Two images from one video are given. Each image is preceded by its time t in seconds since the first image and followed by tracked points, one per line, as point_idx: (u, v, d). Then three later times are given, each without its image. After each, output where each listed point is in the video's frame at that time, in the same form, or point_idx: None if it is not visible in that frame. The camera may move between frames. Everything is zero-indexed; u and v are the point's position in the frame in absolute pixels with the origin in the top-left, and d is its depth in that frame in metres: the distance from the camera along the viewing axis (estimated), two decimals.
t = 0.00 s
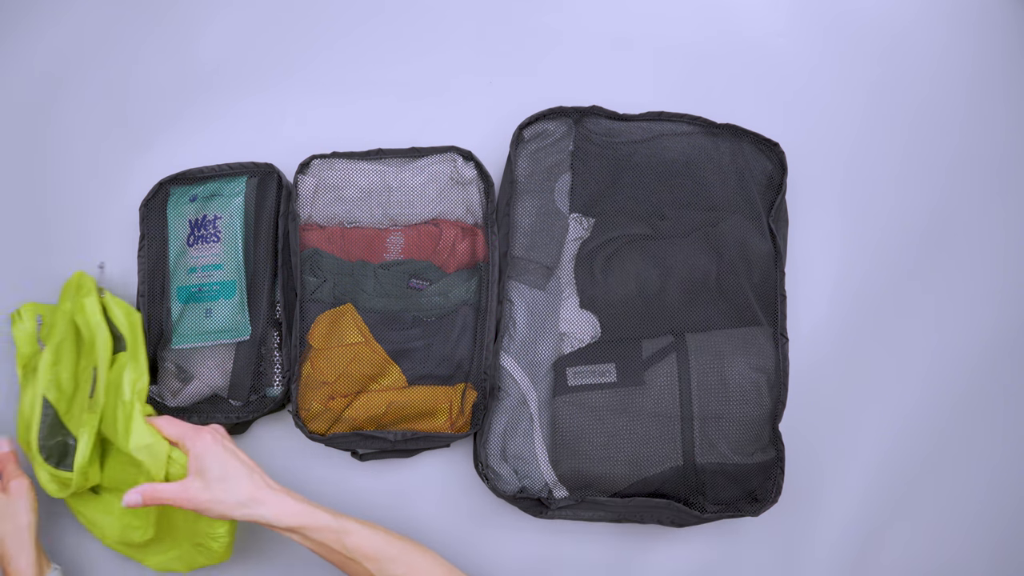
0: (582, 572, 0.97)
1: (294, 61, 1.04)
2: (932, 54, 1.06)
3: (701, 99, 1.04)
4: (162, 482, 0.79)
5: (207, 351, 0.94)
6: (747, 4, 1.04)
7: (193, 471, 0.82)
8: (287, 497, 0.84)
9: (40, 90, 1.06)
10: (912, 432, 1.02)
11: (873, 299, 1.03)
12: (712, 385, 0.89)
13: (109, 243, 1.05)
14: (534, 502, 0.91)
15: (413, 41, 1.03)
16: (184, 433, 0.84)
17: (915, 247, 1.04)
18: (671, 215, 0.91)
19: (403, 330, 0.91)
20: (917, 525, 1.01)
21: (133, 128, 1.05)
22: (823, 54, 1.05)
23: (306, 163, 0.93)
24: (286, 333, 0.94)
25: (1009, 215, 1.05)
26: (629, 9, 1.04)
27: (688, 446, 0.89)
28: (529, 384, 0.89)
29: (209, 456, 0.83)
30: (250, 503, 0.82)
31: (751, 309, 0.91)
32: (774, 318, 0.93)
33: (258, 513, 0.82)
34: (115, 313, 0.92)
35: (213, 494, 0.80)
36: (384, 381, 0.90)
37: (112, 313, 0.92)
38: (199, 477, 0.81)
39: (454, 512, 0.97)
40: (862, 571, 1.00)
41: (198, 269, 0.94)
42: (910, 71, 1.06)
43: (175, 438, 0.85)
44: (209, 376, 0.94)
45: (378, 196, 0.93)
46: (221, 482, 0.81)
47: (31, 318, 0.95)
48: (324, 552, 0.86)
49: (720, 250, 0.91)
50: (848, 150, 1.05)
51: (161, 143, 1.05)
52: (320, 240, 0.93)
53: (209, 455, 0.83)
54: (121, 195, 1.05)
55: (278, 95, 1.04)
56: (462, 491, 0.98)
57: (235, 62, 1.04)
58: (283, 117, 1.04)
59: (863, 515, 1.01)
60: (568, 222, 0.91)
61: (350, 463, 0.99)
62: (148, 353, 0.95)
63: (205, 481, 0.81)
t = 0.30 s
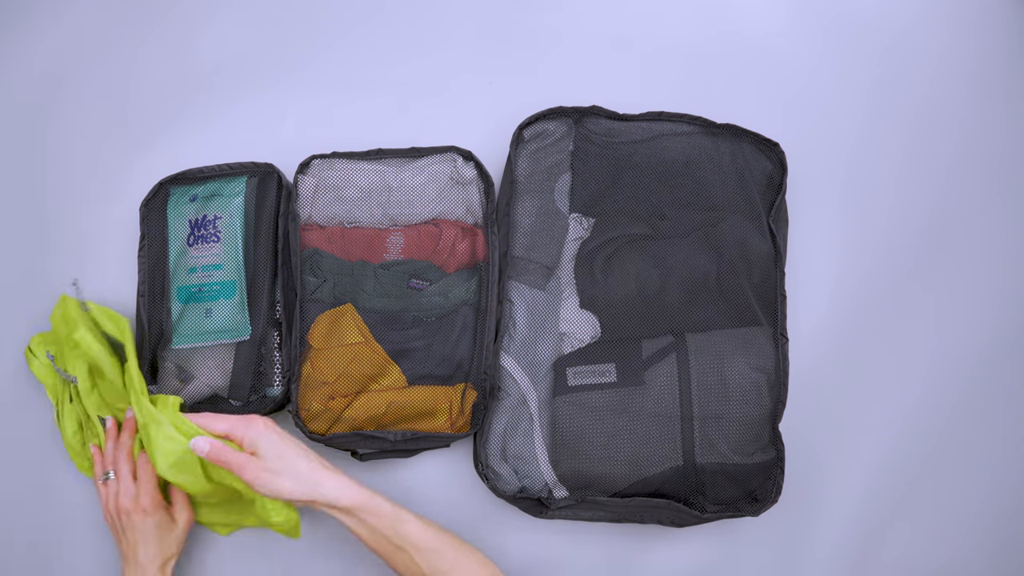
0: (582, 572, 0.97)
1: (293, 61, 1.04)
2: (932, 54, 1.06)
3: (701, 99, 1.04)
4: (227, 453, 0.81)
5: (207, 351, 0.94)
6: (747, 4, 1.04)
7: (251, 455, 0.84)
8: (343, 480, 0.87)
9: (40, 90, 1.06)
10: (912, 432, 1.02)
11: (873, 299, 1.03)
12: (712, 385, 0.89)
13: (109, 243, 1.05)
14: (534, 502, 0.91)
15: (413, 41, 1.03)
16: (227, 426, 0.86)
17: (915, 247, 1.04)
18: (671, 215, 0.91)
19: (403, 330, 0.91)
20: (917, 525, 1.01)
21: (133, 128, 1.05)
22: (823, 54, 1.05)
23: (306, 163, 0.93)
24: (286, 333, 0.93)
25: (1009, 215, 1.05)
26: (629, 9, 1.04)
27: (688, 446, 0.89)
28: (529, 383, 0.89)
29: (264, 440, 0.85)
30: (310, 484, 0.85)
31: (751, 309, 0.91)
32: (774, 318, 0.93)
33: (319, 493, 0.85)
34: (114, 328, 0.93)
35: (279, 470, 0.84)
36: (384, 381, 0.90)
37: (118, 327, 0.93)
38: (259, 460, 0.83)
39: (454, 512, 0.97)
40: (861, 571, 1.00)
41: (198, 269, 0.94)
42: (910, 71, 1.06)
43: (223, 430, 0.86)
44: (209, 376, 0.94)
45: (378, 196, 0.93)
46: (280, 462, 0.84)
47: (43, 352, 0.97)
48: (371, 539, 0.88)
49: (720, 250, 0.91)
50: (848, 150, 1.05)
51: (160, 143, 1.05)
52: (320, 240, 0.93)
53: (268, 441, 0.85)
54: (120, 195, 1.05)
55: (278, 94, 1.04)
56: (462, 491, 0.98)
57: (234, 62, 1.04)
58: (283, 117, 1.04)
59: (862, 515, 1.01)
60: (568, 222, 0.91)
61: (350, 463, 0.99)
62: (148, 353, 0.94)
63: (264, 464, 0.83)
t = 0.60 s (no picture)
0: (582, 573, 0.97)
1: (293, 61, 1.04)
2: (932, 54, 1.06)
3: (701, 99, 1.04)
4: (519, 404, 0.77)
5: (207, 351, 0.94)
6: (747, 4, 1.04)
7: (521, 417, 0.78)
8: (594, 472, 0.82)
9: (40, 90, 1.06)
10: (912, 432, 1.02)
11: (873, 299, 1.03)
12: (712, 385, 0.89)
13: (109, 243, 1.05)
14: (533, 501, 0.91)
15: (413, 41, 1.03)
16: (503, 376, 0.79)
17: (915, 247, 1.04)
18: (671, 215, 0.91)
19: (403, 330, 0.91)
20: (918, 525, 1.01)
21: (132, 128, 1.05)
22: (823, 54, 1.05)
23: (306, 163, 0.93)
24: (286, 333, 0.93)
25: (1009, 215, 1.05)
26: (629, 9, 1.04)
27: (689, 446, 0.89)
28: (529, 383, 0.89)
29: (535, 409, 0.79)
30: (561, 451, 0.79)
31: (751, 309, 0.91)
32: (774, 318, 0.93)
33: (549, 476, 0.79)
34: (53, 320, 0.92)
35: (567, 440, 0.80)
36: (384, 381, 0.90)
37: (55, 319, 0.92)
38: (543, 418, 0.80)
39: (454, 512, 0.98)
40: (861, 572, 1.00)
41: (198, 269, 0.94)
42: (910, 71, 1.06)
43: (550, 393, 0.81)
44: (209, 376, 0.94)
45: (378, 196, 0.93)
46: (569, 447, 0.80)
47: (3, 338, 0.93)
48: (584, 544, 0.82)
49: (720, 250, 0.91)
50: (848, 150, 1.05)
51: (160, 143, 1.05)
52: (320, 240, 0.93)
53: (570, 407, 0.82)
54: (120, 195, 1.05)
55: (278, 94, 1.04)
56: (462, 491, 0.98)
57: (234, 62, 1.04)
58: (283, 117, 1.04)
59: (863, 515, 1.01)
60: (568, 222, 0.91)
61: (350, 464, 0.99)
62: (148, 353, 0.94)
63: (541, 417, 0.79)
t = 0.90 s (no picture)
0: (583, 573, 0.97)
1: (293, 61, 1.04)
2: (932, 54, 1.06)
3: (701, 99, 1.04)
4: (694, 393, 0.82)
5: (207, 351, 0.95)
6: (747, 4, 1.04)
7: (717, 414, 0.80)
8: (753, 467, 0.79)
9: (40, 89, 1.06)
10: (912, 432, 1.02)
11: (873, 298, 1.03)
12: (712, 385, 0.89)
13: (108, 243, 1.05)
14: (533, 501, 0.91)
15: (413, 42, 1.03)
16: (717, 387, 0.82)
17: (915, 246, 1.04)
18: (671, 215, 0.91)
19: (403, 330, 0.91)
20: (918, 524, 1.01)
21: (132, 128, 1.05)
22: (823, 54, 1.05)
23: (306, 163, 0.93)
24: (286, 333, 0.93)
25: (1009, 215, 1.05)
26: (630, 9, 1.04)
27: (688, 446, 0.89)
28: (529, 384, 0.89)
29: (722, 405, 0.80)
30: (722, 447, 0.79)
31: (751, 309, 0.91)
32: (774, 318, 0.93)
33: (726, 497, 0.74)
34: (38, 321, 0.91)
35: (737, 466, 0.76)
36: (384, 381, 0.90)
37: (41, 320, 0.91)
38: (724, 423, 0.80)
39: (454, 512, 0.97)
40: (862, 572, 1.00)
41: (198, 269, 0.94)
42: (910, 71, 1.06)
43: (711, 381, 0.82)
44: (209, 376, 0.94)
45: (378, 195, 0.93)
46: (745, 471, 0.77)
47: None
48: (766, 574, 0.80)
49: (720, 250, 0.91)
50: (848, 150, 1.05)
51: (160, 143, 1.05)
52: (320, 240, 0.92)
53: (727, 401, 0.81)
54: (120, 195, 1.05)
55: (277, 94, 1.04)
56: (462, 491, 0.98)
57: (234, 62, 1.04)
58: (283, 117, 1.04)
59: (863, 515, 1.01)
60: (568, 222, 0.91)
61: (349, 464, 0.98)
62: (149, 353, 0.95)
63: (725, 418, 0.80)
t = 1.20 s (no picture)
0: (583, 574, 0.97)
1: (293, 61, 1.04)
2: (932, 54, 1.06)
3: (701, 99, 1.04)
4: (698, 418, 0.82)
5: (207, 351, 0.95)
6: (747, 4, 1.05)
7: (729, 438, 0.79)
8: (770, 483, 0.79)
9: (40, 89, 1.06)
10: (912, 432, 1.02)
11: (873, 298, 1.03)
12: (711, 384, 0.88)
13: (108, 243, 1.05)
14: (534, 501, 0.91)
15: (413, 42, 1.03)
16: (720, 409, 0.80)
17: (915, 246, 1.04)
18: (671, 215, 0.91)
19: (404, 330, 0.91)
20: (918, 524, 1.01)
21: (132, 128, 1.05)
22: (823, 54, 1.05)
23: (306, 163, 0.93)
24: (286, 333, 0.93)
25: (1009, 215, 1.05)
26: (630, 9, 1.04)
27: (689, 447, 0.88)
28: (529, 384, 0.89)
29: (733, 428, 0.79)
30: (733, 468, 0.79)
31: (751, 309, 0.91)
32: (774, 318, 0.93)
33: (746, 523, 0.77)
34: (39, 321, 0.91)
35: (753, 494, 0.77)
36: (384, 381, 0.90)
37: (41, 320, 0.91)
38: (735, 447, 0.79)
39: (454, 512, 0.98)
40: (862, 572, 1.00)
41: (198, 269, 0.94)
42: (910, 71, 1.06)
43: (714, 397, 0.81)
44: (209, 376, 0.94)
45: (378, 196, 0.93)
46: (764, 495, 0.78)
47: None
48: None
49: (720, 250, 0.91)
50: (848, 150, 1.05)
51: (160, 142, 1.05)
52: (320, 240, 0.92)
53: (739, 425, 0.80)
54: (120, 194, 1.05)
55: (277, 94, 1.04)
56: (462, 491, 0.98)
57: (234, 62, 1.04)
58: (283, 117, 1.04)
59: (863, 515, 1.00)
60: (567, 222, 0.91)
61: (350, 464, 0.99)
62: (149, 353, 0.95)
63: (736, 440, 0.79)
